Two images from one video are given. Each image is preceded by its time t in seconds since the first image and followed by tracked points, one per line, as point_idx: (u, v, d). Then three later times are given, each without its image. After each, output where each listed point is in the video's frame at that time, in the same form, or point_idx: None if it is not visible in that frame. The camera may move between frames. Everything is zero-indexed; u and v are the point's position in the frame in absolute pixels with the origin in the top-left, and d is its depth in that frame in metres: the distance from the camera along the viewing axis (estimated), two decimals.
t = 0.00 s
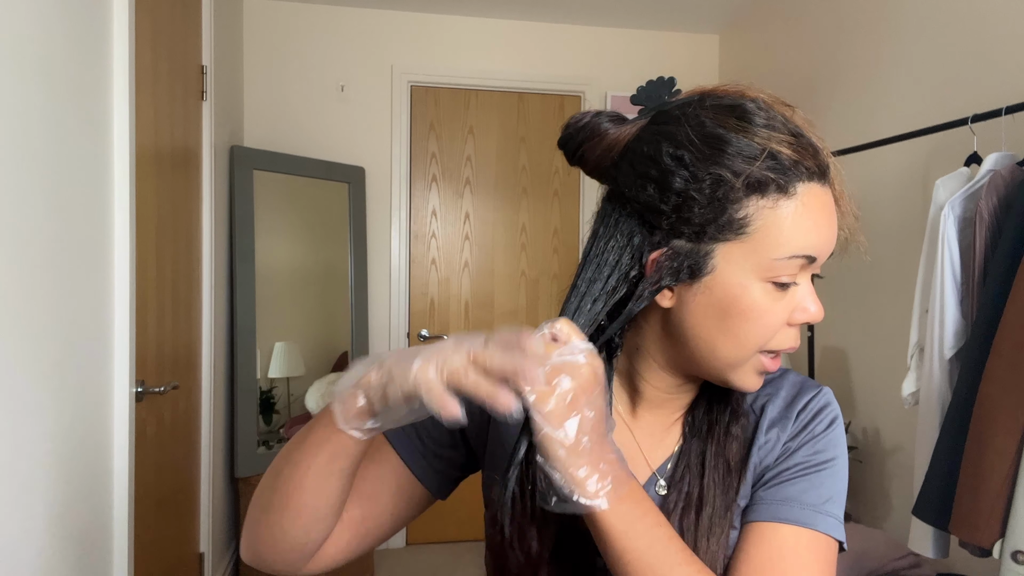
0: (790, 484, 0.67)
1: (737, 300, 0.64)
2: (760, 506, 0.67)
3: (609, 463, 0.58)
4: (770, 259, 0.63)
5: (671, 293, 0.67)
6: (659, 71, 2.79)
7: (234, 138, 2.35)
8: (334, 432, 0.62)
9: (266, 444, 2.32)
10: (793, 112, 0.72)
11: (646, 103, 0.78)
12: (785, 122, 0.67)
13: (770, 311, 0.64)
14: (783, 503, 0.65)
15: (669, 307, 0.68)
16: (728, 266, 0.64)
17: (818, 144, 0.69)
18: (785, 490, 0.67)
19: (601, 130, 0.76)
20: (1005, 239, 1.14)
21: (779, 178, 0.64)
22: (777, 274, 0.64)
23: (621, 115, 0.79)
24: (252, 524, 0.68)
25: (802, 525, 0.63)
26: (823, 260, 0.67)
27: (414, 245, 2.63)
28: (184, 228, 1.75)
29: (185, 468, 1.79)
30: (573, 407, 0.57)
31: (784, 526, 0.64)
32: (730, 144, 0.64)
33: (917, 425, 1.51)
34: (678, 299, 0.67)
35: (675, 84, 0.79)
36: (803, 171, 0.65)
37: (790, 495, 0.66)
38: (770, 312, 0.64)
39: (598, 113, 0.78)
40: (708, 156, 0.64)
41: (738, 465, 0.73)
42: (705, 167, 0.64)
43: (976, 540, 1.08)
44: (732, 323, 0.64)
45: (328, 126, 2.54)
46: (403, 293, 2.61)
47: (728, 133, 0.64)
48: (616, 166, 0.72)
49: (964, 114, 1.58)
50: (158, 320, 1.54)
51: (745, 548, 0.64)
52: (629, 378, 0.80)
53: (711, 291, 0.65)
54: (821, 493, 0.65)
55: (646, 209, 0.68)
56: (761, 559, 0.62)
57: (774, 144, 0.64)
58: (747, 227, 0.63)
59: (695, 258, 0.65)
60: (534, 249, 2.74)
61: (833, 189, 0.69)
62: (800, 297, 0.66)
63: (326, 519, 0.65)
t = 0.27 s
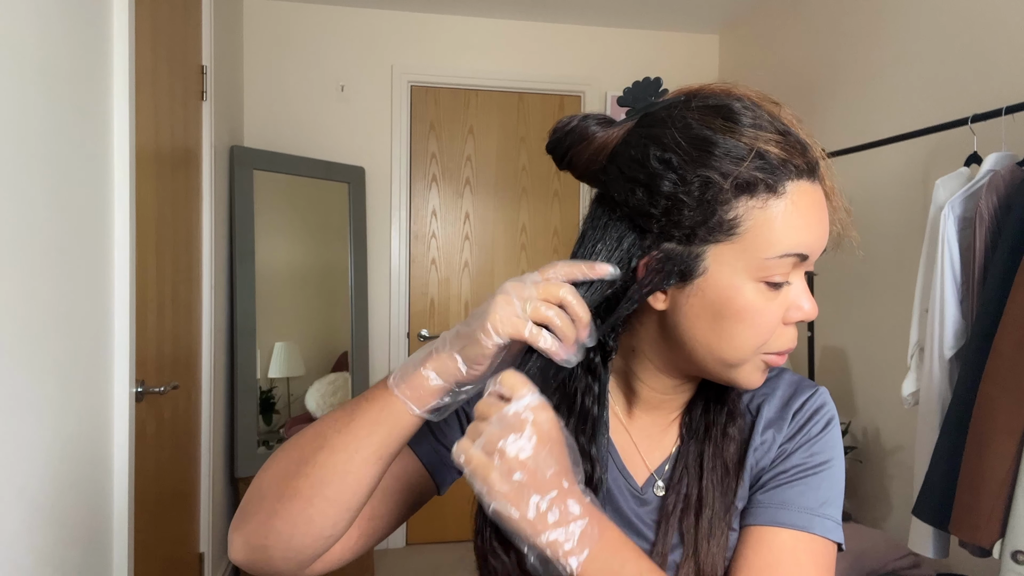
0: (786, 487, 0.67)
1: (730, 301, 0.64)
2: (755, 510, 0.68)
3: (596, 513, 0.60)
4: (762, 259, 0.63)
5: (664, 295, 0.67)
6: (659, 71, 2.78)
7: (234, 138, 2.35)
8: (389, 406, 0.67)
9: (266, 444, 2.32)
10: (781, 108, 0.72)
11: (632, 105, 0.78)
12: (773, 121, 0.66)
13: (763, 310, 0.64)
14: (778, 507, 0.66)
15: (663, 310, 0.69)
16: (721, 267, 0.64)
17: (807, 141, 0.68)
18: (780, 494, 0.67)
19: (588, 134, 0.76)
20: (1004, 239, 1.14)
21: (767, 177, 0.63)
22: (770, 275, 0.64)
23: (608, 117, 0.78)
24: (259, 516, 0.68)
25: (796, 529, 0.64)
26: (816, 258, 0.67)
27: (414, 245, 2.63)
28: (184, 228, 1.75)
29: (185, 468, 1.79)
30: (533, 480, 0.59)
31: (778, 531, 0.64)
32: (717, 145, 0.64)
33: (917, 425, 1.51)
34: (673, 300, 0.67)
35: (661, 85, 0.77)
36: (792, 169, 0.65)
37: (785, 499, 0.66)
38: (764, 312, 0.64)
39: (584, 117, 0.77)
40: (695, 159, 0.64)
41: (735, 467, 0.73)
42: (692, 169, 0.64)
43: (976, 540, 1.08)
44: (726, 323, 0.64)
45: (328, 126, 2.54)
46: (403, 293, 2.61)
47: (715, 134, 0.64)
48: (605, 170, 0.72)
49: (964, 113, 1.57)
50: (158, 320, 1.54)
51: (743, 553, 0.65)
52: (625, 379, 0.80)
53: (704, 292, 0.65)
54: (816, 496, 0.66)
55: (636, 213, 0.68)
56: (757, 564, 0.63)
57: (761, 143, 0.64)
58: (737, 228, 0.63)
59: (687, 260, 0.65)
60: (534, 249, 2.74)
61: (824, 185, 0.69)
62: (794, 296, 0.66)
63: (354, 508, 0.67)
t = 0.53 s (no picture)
0: (789, 493, 0.69)
1: (728, 297, 0.64)
2: (758, 514, 0.70)
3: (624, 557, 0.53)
4: (758, 254, 0.63)
5: (661, 293, 0.67)
6: (659, 71, 2.78)
7: (234, 138, 2.35)
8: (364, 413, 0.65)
9: (266, 444, 2.32)
10: (774, 104, 0.72)
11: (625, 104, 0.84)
12: (765, 116, 0.67)
13: (760, 305, 0.64)
14: (780, 511, 0.68)
15: (661, 308, 0.68)
16: (717, 264, 0.64)
17: (800, 134, 0.69)
18: (782, 499, 0.69)
19: (583, 134, 0.76)
20: (1004, 239, 1.14)
21: (762, 172, 0.63)
22: (767, 270, 0.64)
23: (602, 119, 0.78)
24: (249, 518, 0.70)
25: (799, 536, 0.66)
26: (813, 251, 0.67)
27: (414, 245, 2.63)
28: (184, 227, 1.75)
29: (185, 468, 1.79)
30: (551, 514, 0.50)
31: (781, 538, 0.66)
32: (710, 141, 0.64)
33: (917, 425, 1.51)
34: (669, 297, 0.67)
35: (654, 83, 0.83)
36: (786, 163, 0.65)
37: (789, 505, 0.68)
38: (761, 308, 0.64)
39: (578, 117, 0.77)
40: (689, 154, 0.64)
41: (736, 467, 0.74)
42: (686, 165, 0.64)
43: (976, 540, 1.08)
44: (723, 319, 0.64)
45: (328, 126, 2.54)
46: (403, 293, 2.61)
47: (708, 130, 0.64)
48: (599, 169, 0.72)
49: (964, 113, 1.57)
50: (158, 320, 1.54)
51: (747, 555, 0.68)
52: (624, 379, 0.79)
53: (701, 289, 0.65)
54: (817, 501, 0.68)
55: (630, 210, 0.67)
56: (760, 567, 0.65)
57: (754, 138, 0.64)
58: (733, 224, 0.63)
59: (683, 256, 0.65)
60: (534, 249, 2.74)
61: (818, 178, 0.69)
62: (792, 290, 0.66)
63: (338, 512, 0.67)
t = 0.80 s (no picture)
0: (770, 450, 0.65)
1: (737, 296, 0.64)
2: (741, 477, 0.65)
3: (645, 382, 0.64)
4: (765, 252, 0.63)
5: (669, 296, 0.67)
6: (659, 70, 2.78)
7: (234, 138, 2.35)
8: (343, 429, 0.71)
9: (266, 444, 2.32)
10: (769, 100, 0.72)
11: (619, 110, 0.80)
12: (762, 113, 0.66)
13: (769, 304, 0.64)
14: (762, 467, 0.63)
15: (670, 311, 0.69)
16: (725, 264, 0.64)
17: (797, 129, 0.69)
18: (764, 456, 0.65)
19: (578, 143, 0.77)
20: (1005, 239, 1.14)
21: (763, 171, 0.63)
22: (774, 267, 0.64)
23: (596, 125, 0.79)
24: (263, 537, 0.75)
25: (782, 482, 0.61)
26: (818, 247, 0.67)
27: (414, 245, 2.63)
28: (184, 228, 1.75)
29: (185, 468, 1.79)
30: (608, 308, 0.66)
31: (764, 487, 0.61)
32: (710, 143, 0.64)
33: (917, 425, 1.51)
34: (678, 300, 0.67)
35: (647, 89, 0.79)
36: (787, 160, 0.64)
37: (770, 458, 0.64)
38: (771, 305, 0.64)
39: (572, 126, 0.78)
40: (690, 158, 0.64)
41: (725, 450, 0.72)
42: (688, 169, 0.64)
43: (976, 540, 1.08)
44: (733, 319, 0.64)
45: (328, 126, 2.54)
46: (403, 293, 2.61)
47: (707, 132, 0.64)
48: (598, 178, 0.72)
49: (965, 113, 1.57)
50: (158, 321, 1.54)
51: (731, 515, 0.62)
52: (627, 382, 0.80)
53: (710, 290, 0.65)
54: (803, 454, 0.63)
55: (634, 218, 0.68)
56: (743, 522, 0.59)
57: (754, 137, 0.64)
58: (738, 224, 0.63)
59: (690, 259, 0.65)
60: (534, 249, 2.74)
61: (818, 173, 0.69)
62: (800, 286, 0.66)
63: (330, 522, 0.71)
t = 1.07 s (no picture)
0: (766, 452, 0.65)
1: (742, 294, 0.63)
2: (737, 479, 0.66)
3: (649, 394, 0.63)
4: (770, 249, 0.63)
5: (674, 295, 0.67)
6: (659, 70, 2.78)
7: (234, 138, 2.35)
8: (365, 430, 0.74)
9: (267, 444, 2.32)
10: (768, 98, 0.72)
11: (615, 114, 0.82)
12: (763, 110, 0.67)
13: (775, 301, 0.64)
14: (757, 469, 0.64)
15: (675, 311, 0.68)
16: (730, 261, 0.64)
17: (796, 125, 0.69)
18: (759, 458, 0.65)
19: (576, 146, 0.77)
20: (1005, 239, 1.14)
21: (767, 168, 0.64)
22: (779, 264, 0.64)
23: (592, 127, 0.79)
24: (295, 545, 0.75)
25: (776, 485, 0.61)
26: (821, 243, 0.67)
27: (414, 245, 2.63)
28: (184, 227, 1.75)
29: (185, 468, 1.79)
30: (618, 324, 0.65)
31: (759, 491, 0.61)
32: (713, 140, 0.64)
33: (917, 425, 1.51)
34: (683, 300, 0.67)
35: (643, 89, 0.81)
36: (790, 156, 0.65)
37: (765, 460, 0.64)
38: (777, 302, 0.64)
39: (568, 130, 0.79)
40: (694, 156, 0.65)
41: (722, 449, 0.71)
42: (692, 167, 0.65)
43: (976, 540, 1.08)
44: (739, 317, 0.64)
45: (328, 126, 2.54)
46: (403, 293, 2.61)
47: (710, 130, 0.64)
48: (602, 180, 0.73)
49: (964, 113, 1.57)
50: (159, 321, 1.54)
51: (725, 515, 0.62)
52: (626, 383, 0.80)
53: (715, 289, 0.65)
54: (798, 456, 0.63)
55: (639, 218, 0.69)
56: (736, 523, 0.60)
57: (756, 134, 0.64)
58: (743, 222, 0.63)
59: (696, 257, 0.65)
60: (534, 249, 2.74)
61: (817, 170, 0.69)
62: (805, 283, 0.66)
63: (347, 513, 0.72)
